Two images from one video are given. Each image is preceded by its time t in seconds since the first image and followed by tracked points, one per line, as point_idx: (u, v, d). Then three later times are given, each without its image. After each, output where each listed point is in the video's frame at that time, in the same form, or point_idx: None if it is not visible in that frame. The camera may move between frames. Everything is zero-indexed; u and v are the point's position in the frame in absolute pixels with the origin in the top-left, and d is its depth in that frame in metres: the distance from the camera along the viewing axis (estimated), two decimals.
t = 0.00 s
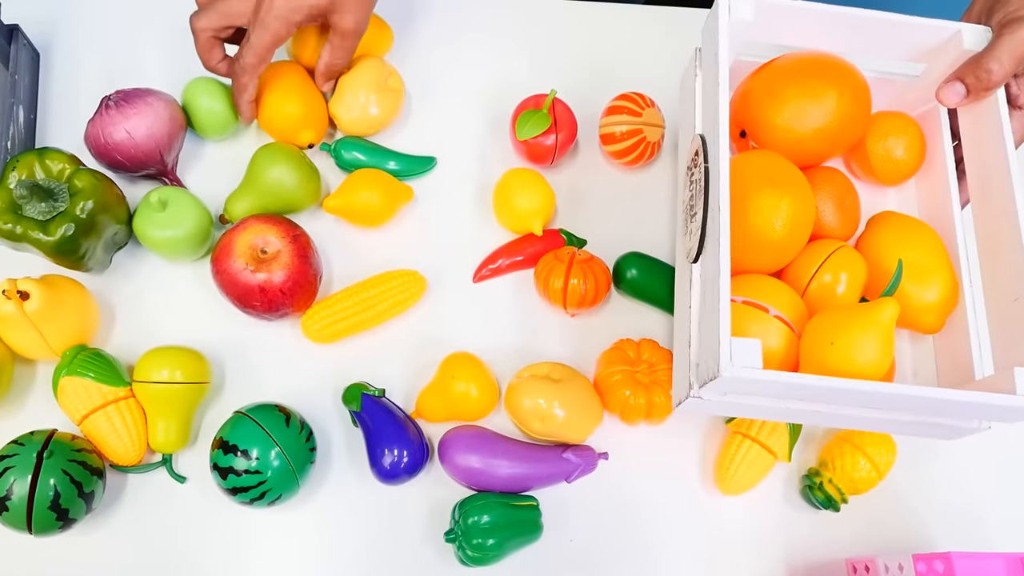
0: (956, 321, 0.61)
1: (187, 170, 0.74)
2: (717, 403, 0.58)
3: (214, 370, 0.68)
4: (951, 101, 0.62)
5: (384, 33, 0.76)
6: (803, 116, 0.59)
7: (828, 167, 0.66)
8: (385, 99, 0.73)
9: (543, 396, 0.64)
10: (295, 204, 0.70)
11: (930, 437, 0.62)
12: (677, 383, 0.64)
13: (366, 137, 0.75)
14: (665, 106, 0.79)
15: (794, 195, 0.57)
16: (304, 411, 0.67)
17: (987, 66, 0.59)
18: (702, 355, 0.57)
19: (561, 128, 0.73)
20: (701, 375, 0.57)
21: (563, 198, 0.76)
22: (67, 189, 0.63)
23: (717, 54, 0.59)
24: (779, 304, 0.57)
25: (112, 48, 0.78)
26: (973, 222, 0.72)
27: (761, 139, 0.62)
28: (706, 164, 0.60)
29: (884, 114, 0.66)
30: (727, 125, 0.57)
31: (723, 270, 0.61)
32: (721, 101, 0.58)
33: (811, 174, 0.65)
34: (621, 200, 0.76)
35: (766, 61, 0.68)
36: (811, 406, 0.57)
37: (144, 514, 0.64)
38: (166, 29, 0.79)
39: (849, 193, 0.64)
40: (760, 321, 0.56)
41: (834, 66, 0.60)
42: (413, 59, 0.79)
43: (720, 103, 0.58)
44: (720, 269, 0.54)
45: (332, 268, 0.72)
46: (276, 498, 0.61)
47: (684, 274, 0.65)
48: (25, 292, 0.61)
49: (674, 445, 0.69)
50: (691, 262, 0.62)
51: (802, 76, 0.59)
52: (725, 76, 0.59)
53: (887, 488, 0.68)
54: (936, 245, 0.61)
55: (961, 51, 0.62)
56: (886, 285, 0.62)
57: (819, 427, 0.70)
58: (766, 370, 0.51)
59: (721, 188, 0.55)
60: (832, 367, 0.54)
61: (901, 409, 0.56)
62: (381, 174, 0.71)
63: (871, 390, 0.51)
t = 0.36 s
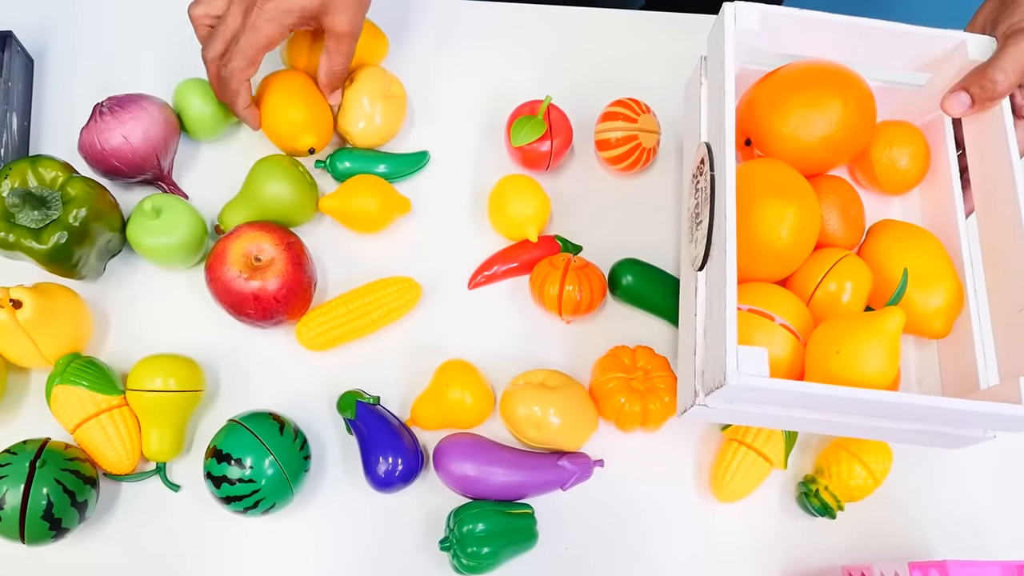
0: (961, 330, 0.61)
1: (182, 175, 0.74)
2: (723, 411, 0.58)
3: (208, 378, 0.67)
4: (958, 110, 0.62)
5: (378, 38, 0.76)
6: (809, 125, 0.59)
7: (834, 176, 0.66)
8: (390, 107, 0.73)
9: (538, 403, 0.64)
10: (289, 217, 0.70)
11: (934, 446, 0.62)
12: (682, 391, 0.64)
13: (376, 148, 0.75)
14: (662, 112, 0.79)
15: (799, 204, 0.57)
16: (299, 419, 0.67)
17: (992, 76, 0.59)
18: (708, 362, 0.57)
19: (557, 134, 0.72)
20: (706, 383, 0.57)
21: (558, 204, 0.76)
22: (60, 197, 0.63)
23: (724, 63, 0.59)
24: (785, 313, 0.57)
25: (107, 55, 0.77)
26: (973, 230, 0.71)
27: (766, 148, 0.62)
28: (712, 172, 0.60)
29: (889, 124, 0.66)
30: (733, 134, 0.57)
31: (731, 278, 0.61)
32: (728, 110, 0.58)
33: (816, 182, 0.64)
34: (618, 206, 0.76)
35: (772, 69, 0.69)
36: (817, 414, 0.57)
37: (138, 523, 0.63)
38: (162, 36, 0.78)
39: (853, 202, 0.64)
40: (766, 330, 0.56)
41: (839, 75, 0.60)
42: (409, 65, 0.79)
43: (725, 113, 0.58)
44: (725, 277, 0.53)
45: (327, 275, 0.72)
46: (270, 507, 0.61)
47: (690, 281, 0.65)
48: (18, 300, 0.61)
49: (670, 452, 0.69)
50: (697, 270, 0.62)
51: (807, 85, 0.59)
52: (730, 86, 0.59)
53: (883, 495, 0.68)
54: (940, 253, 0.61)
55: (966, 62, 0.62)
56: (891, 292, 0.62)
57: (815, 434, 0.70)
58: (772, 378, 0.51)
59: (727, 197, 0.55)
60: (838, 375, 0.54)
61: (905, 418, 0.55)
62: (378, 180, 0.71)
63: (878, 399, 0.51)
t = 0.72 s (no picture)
0: (969, 340, 0.61)
1: (177, 178, 0.73)
2: (733, 418, 0.58)
3: (202, 382, 0.67)
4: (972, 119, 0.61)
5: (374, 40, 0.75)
6: (820, 134, 0.59)
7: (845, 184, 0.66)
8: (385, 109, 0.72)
9: (533, 409, 0.64)
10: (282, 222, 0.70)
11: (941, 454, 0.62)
12: (692, 399, 0.64)
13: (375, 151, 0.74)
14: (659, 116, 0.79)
15: (811, 212, 0.57)
16: (293, 424, 0.67)
17: (1003, 86, 0.59)
18: (719, 369, 0.57)
19: (553, 138, 0.72)
20: (717, 391, 0.57)
21: (555, 208, 0.76)
22: (53, 201, 0.63)
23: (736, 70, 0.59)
24: (796, 321, 0.57)
25: (101, 58, 0.77)
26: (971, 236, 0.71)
27: (777, 156, 0.62)
28: (723, 180, 0.59)
29: (899, 132, 0.66)
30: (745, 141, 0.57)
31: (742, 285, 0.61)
32: (740, 117, 0.58)
33: (826, 190, 0.64)
34: (614, 210, 0.76)
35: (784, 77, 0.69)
36: (827, 422, 0.57)
37: (131, 528, 0.63)
38: (157, 39, 0.78)
39: (863, 210, 0.64)
40: (777, 338, 0.56)
41: (850, 84, 0.59)
42: (405, 68, 0.79)
43: (738, 120, 0.58)
44: (737, 284, 0.53)
45: (322, 279, 0.71)
46: (263, 513, 0.61)
47: (700, 289, 0.65)
48: (10, 305, 0.60)
49: (666, 458, 0.68)
50: (707, 277, 0.62)
51: (819, 93, 0.59)
52: (743, 93, 0.58)
53: (879, 500, 0.68)
54: (949, 262, 0.61)
55: (977, 71, 0.61)
56: (901, 301, 0.62)
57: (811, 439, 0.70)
58: (785, 387, 0.51)
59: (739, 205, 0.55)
60: (849, 384, 0.54)
61: (914, 426, 0.55)
62: (374, 183, 0.70)
63: (889, 408, 0.51)
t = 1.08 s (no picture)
0: (977, 340, 0.61)
1: (173, 179, 0.73)
2: (744, 418, 0.58)
3: (198, 385, 0.67)
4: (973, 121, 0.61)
5: (371, 43, 0.75)
6: (829, 134, 0.59)
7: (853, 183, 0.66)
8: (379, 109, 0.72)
9: (530, 412, 0.64)
10: (274, 215, 0.70)
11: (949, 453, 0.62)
12: (701, 399, 0.64)
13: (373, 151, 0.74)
14: (657, 117, 0.79)
15: (820, 211, 0.56)
16: (289, 426, 0.66)
17: (1011, 85, 0.59)
18: (729, 369, 0.57)
19: (550, 139, 0.72)
20: (727, 390, 0.57)
21: (553, 210, 0.75)
22: (48, 204, 0.63)
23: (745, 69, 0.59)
24: (805, 320, 0.57)
25: (96, 59, 0.77)
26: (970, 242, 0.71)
27: (784, 155, 0.61)
28: (732, 179, 0.59)
29: (905, 132, 0.66)
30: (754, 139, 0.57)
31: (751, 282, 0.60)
32: (749, 115, 0.58)
33: (834, 189, 0.64)
34: (612, 211, 0.76)
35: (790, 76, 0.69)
36: (837, 422, 0.57)
37: (126, 531, 0.63)
38: (152, 40, 0.78)
39: (871, 209, 0.64)
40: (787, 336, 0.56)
41: (858, 83, 0.59)
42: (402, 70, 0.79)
43: (747, 119, 0.57)
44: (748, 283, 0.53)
45: (318, 281, 0.71)
46: (260, 516, 0.61)
47: (708, 288, 0.64)
48: (5, 308, 0.60)
49: (664, 460, 0.68)
50: (716, 276, 0.62)
51: (827, 92, 0.59)
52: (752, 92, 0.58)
53: (877, 502, 0.68)
54: (958, 262, 0.61)
55: (984, 71, 0.61)
56: (910, 301, 0.62)
57: (809, 441, 0.69)
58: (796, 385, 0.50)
59: (749, 204, 0.55)
60: (860, 383, 0.54)
61: (924, 426, 0.55)
62: (368, 185, 0.70)
63: (901, 407, 0.51)
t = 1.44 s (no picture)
0: (980, 339, 0.61)
1: (173, 179, 0.73)
2: (749, 417, 0.58)
3: (198, 385, 0.67)
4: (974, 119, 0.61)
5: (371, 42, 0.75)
6: (832, 133, 0.59)
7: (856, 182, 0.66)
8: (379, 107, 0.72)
9: (530, 412, 0.64)
10: (280, 224, 0.69)
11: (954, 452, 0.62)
12: (705, 398, 0.64)
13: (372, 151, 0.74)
14: (658, 117, 0.79)
15: (824, 210, 0.56)
16: (289, 427, 0.66)
17: (1014, 83, 0.59)
18: (734, 369, 0.57)
19: (550, 138, 0.72)
20: (731, 391, 0.57)
21: (553, 209, 0.75)
22: (47, 204, 0.63)
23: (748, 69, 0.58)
24: (810, 319, 0.57)
25: (96, 59, 0.77)
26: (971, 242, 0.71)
27: (787, 154, 0.61)
28: (736, 178, 0.59)
29: (907, 130, 0.66)
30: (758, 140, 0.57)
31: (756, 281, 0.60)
32: (753, 115, 0.57)
33: (837, 188, 0.64)
34: (612, 210, 0.75)
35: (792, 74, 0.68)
36: (842, 421, 0.57)
37: (126, 531, 0.63)
38: (152, 39, 0.78)
39: (874, 208, 0.64)
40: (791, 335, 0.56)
41: (861, 82, 0.59)
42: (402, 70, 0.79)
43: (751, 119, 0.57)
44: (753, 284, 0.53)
45: (317, 281, 0.71)
46: (260, 516, 0.61)
47: (712, 288, 0.64)
48: (5, 309, 0.60)
49: (664, 460, 0.68)
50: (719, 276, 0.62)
51: (829, 91, 0.59)
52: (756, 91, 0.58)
53: (877, 502, 0.68)
54: (961, 261, 0.61)
55: (987, 68, 0.61)
56: (913, 300, 0.62)
57: (810, 440, 0.69)
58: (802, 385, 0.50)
59: (752, 204, 0.55)
60: (865, 383, 0.54)
61: (928, 425, 0.55)
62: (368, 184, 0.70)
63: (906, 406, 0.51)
